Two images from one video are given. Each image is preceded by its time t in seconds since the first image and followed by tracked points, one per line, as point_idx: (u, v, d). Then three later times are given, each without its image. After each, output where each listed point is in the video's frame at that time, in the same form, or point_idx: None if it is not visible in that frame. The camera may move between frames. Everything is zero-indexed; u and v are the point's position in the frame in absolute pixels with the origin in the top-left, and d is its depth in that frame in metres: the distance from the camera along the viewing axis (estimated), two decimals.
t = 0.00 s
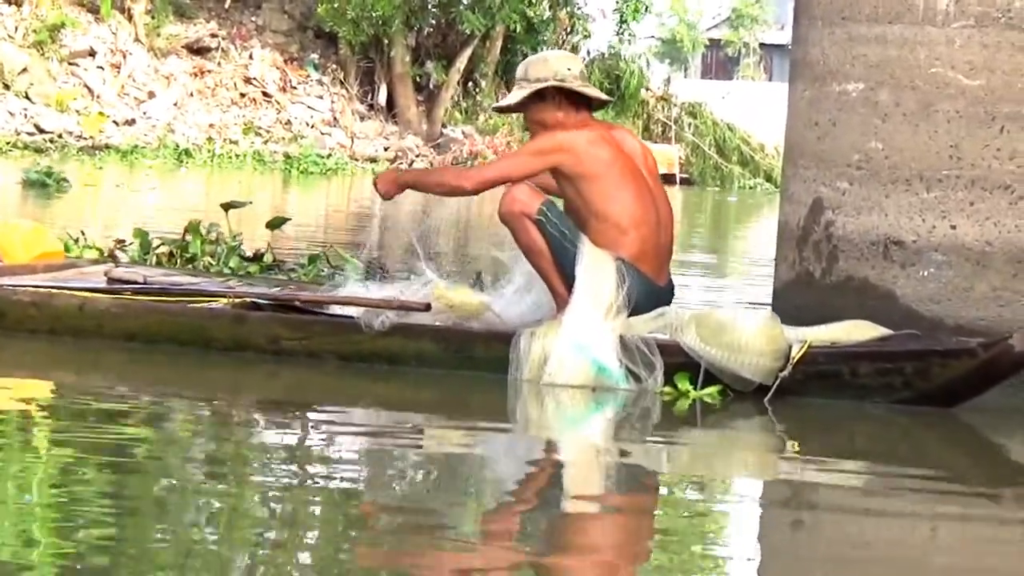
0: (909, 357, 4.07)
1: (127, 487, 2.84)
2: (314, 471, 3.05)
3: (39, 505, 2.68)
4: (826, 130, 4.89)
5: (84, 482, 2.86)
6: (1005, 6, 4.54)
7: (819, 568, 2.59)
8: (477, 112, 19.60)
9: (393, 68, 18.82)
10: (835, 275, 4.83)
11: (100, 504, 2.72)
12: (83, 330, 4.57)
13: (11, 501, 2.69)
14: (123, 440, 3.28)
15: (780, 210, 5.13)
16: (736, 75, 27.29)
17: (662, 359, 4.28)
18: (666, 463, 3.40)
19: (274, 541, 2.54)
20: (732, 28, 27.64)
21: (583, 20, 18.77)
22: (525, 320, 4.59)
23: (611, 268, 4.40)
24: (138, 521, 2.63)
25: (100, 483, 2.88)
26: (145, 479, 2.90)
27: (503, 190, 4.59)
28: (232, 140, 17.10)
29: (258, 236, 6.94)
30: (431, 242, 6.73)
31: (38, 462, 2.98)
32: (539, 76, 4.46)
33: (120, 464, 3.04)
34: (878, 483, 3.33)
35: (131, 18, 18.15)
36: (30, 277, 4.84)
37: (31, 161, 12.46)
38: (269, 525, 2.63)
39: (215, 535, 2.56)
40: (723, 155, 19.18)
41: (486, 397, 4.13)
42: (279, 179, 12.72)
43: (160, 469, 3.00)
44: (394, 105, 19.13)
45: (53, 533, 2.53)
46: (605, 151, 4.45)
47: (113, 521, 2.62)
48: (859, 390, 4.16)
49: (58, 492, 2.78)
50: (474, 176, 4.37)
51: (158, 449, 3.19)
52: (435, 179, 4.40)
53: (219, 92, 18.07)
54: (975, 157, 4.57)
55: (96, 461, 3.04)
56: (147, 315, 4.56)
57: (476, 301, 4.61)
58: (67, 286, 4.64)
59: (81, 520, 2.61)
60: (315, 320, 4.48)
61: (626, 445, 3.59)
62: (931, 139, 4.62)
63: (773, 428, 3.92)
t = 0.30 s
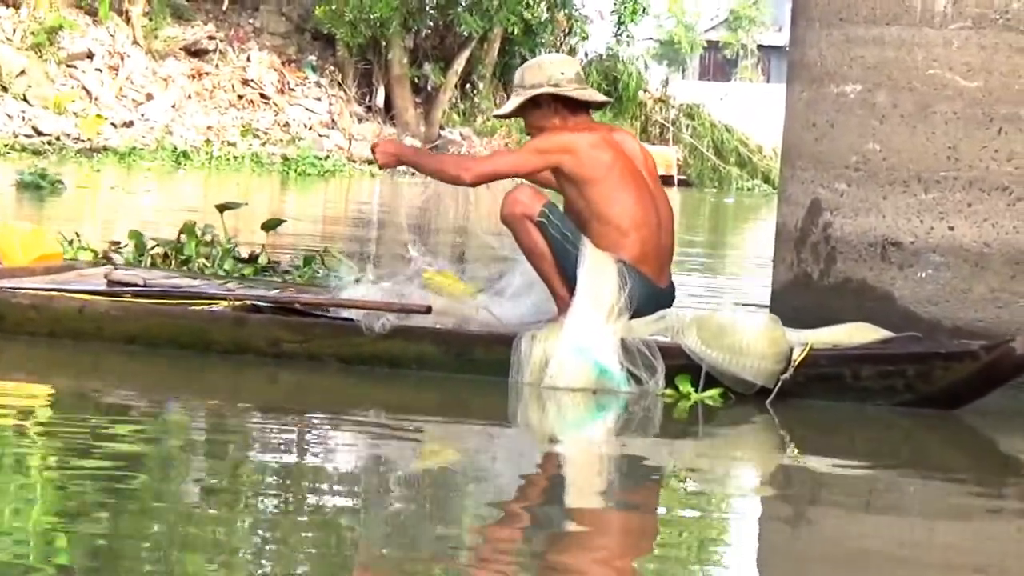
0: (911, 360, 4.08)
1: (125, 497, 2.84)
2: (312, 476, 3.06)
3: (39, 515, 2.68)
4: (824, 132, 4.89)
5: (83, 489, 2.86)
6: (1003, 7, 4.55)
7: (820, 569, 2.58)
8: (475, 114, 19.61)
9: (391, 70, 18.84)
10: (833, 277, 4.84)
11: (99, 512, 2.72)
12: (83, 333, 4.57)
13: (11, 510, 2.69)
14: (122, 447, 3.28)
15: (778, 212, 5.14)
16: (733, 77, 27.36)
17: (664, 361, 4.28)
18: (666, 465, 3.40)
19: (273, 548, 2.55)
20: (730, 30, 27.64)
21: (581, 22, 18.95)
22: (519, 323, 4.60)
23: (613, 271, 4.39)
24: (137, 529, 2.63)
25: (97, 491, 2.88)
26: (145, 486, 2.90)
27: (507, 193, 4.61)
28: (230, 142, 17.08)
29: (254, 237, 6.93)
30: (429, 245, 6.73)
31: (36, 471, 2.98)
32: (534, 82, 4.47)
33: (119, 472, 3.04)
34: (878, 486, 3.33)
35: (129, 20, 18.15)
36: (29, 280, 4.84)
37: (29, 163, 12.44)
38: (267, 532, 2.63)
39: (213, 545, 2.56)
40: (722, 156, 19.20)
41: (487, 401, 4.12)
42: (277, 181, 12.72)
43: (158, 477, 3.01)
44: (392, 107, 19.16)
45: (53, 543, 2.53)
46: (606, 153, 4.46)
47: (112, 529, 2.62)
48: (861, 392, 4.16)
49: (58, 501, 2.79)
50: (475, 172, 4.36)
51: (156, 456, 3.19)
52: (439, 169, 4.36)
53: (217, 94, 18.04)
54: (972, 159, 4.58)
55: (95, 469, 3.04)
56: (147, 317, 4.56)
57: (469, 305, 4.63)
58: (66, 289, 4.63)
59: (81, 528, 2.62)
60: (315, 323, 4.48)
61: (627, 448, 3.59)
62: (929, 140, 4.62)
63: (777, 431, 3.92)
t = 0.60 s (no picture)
0: (913, 360, 4.08)
1: (125, 494, 2.84)
2: (310, 478, 3.05)
3: (38, 511, 2.68)
4: (822, 132, 4.89)
5: (81, 489, 2.85)
6: (1001, 8, 4.56)
7: None
8: (474, 115, 19.61)
9: (389, 70, 18.89)
10: (831, 277, 4.83)
11: (99, 511, 2.72)
12: (83, 333, 4.58)
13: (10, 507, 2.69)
14: (121, 446, 3.28)
15: (776, 212, 5.14)
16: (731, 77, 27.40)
17: (665, 362, 4.28)
18: (667, 467, 3.41)
19: (274, 546, 2.55)
20: (728, 30, 27.62)
21: (580, 22, 18.92)
22: (518, 326, 4.61)
23: (614, 270, 4.38)
24: (138, 526, 2.63)
25: (96, 489, 2.87)
26: (142, 488, 2.90)
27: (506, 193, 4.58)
28: (228, 142, 17.06)
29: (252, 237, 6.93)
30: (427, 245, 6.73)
31: (35, 470, 2.98)
32: (534, 82, 4.46)
33: (117, 470, 3.04)
34: (878, 487, 3.33)
35: (127, 20, 18.14)
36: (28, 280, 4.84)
37: (27, 164, 12.43)
38: (266, 530, 2.64)
39: (214, 541, 2.56)
40: (719, 157, 19.10)
41: (488, 402, 4.12)
42: (275, 181, 12.72)
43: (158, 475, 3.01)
44: (391, 107, 19.20)
45: (53, 539, 2.53)
46: (608, 154, 4.46)
47: (111, 527, 2.62)
48: (861, 393, 4.17)
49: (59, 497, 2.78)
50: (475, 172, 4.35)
51: (155, 456, 3.19)
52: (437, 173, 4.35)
53: (215, 94, 18.03)
54: (971, 159, 4.58)
55: (94, 468, 3.04)
56: (147, 318, 4.55)
57: (467, 306, 4.66)
58: (66, 289, 4.63)
59: (80, 525, 2.62)
60: (315, 323, 4.47)
61: (629, 450, 3.59)
62: (928, 140, 4.62)
63: (778, 432, 3.93)
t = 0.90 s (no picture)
0: (915, 360, 4.07)
1: (123, 502, 2.85)
2: (310, 484, 3.04)
3: (37, 522, 2.68)
4: (820, 132, 4.90)
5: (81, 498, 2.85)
6: (999, 7, 4.56)
7: None
8: (472, 115, 19.61)
9: (387, 71, 18.90)
10: (830, 277, 4.84)
11: (99, 520, 2.72)
12: (84, 335, 4.58)
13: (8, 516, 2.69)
14: (121, 450, 3.28)
15: (775, 212, 5.14)
16: (730, 77, 27.40)
17: (668, 362, 4.28)
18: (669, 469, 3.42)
19: (273, 554, 2.55)
20: (727, 30, 27.62)
21: (578, 22, 18.91)
22: (519, 325, 4.60)
23: (616, 271, 4.39)
24: (136, 536, 2.64)
25: (94, 497, 2.87)
26: (142, 496, 2.90)
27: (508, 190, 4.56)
28: (225, 143, 17.03)
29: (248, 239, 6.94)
30: (426, 245, 6.73)
31: (34, 477, 2.98)
32: (537, 82, 4.46)
33: (116, 477, 3.05)
34: (878, 489, 3.34)
35: (125, 22, 18.13)
36: (28, 282, 4.84)
37: (24, 165, 12.43)
38: (266, 538, 2.64)
39: (212, 551, 2.57)
40: (718, 157, 19.06)
41: (489, 402, 4.13)
42: (274, 182, 12.73)
43: (157, 481, 3.01)
44: (389, 108, 19.21)
45: (50, 551, 2.53)
46: (610, 154, 4.46)
47: (110, 537, 2.62)
48: (863, 392, 4.17)
49: (56, 506, 2.79)
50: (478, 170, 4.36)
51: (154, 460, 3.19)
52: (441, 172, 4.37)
53: (213, 95, 18.01)
54: (969, 158, 4.58)
55: (93, 474, 3.04)
56: (148, 319, 4.56)
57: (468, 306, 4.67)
58: (67, 291, 4.63)
59: (79, 536, 2.61)
60: (317, 324, 4.47)
61: (630, 451, 3.59)
62: (926, 140, 4.63)
63: (780, 431, 3.94)
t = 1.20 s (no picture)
0: (917, 360, 4.06)
1: (124, 501, 2.85)
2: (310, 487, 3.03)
3: (36, 519, 2.69)
4: (819, 133, 4.90)
5: (80, 498, 2.85)
6: (998, 7, 4.56)
7: None
8: (471, 116, 19.62)
9: (386, 72, 18.89)
10: (829, 277, 4.84)
11: (99, 520, 2.72)
12: (85, 337, 4.57)
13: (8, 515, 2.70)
14: (123, 450, 3.28)
15: (774, 212, 5.14)
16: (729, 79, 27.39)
17: (669, 362, 4.28)
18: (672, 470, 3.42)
19: (272, 556, 2.55)
20: (725, 31, 27.65)
21: (576, 23, 19.00)
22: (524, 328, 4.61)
23: (619, 272, 4.36)
24: (136, 535, 2.64)
25: (96, 496, 2.88)
26: (142, 497, 2.89)
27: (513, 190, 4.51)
28: (224, 144, 16.99)
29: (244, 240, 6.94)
30: (425, 246, 6.74)
31: (35, 475, 2.98)
32: (536, 85, 4.48)
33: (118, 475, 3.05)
34: (878, 490, 3.34)
35: (124, 23, 18.14)
36: (28, 284, 4.84)
37: (22, 167, 12.41)
38: (265, 538, 2.64)
39: (210, 551, 2.57)
40: (717, 157, 19.15)
41: (492, 403, 4.12)
42: (273, 183, 12.72)
43: (156, 481, 3.02)
44: (387, 109, 19.18)
45: (53, 549, 2.53)
46: (613, 156, 4.47)
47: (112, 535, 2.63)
48: (866, 393, 4.17)
49: (57, 504, 2.79)
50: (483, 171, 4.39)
51: (154, 460, 3.19)
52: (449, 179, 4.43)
53: (212, 97, 17.98)
54: (968, 159, 4.58)
55: (94, 474, 3.04)
56: (149, 321, 4.55)
57: (475, 307, 4.62)
58: (67, 293, 4.62)
59: (80, 534, 2.62)
60: (318, 326, 4.47)
61: (633, 453, 3.60)
62: (925, 140, 4.63)
63: (783, 431, 3.95)
